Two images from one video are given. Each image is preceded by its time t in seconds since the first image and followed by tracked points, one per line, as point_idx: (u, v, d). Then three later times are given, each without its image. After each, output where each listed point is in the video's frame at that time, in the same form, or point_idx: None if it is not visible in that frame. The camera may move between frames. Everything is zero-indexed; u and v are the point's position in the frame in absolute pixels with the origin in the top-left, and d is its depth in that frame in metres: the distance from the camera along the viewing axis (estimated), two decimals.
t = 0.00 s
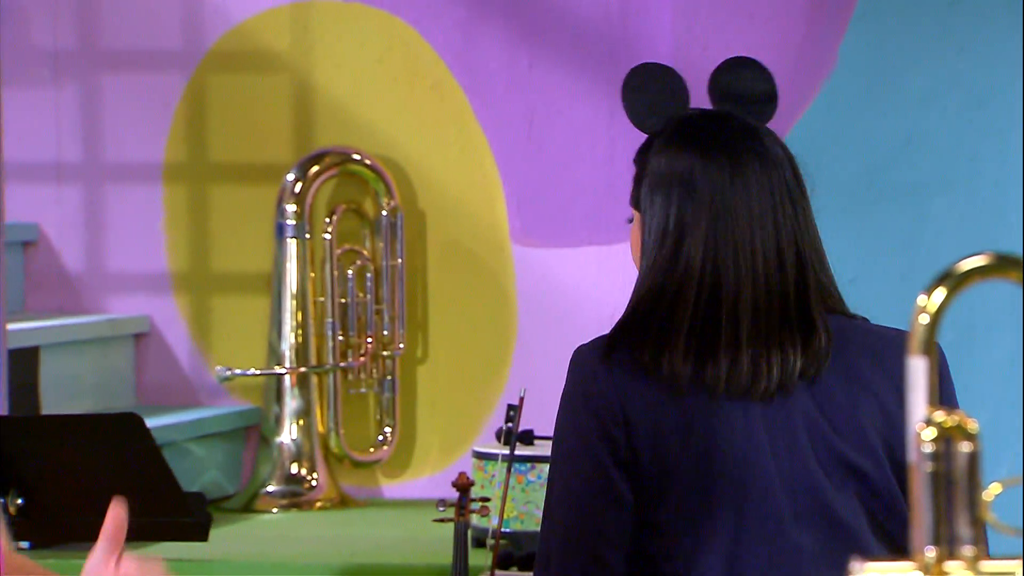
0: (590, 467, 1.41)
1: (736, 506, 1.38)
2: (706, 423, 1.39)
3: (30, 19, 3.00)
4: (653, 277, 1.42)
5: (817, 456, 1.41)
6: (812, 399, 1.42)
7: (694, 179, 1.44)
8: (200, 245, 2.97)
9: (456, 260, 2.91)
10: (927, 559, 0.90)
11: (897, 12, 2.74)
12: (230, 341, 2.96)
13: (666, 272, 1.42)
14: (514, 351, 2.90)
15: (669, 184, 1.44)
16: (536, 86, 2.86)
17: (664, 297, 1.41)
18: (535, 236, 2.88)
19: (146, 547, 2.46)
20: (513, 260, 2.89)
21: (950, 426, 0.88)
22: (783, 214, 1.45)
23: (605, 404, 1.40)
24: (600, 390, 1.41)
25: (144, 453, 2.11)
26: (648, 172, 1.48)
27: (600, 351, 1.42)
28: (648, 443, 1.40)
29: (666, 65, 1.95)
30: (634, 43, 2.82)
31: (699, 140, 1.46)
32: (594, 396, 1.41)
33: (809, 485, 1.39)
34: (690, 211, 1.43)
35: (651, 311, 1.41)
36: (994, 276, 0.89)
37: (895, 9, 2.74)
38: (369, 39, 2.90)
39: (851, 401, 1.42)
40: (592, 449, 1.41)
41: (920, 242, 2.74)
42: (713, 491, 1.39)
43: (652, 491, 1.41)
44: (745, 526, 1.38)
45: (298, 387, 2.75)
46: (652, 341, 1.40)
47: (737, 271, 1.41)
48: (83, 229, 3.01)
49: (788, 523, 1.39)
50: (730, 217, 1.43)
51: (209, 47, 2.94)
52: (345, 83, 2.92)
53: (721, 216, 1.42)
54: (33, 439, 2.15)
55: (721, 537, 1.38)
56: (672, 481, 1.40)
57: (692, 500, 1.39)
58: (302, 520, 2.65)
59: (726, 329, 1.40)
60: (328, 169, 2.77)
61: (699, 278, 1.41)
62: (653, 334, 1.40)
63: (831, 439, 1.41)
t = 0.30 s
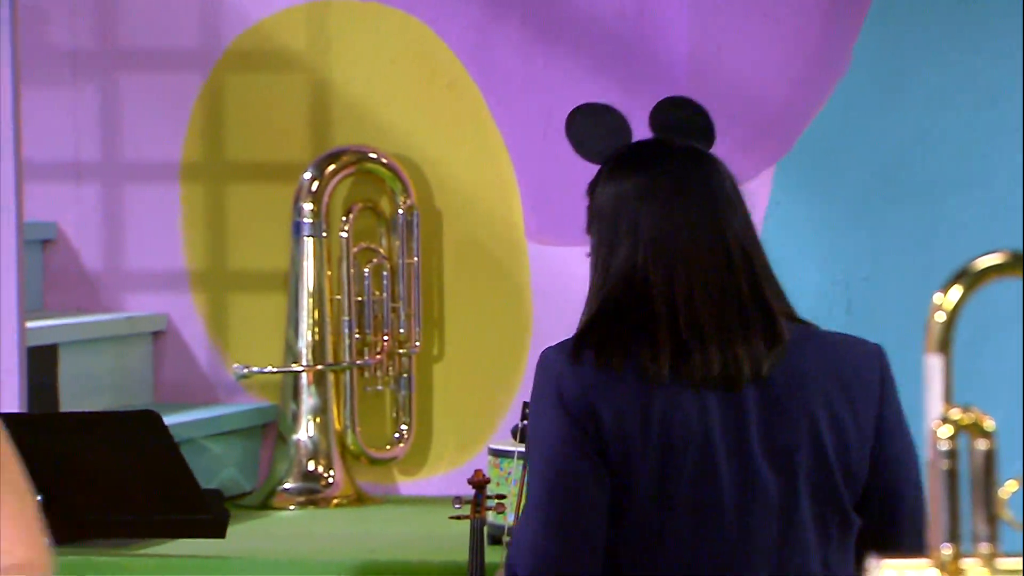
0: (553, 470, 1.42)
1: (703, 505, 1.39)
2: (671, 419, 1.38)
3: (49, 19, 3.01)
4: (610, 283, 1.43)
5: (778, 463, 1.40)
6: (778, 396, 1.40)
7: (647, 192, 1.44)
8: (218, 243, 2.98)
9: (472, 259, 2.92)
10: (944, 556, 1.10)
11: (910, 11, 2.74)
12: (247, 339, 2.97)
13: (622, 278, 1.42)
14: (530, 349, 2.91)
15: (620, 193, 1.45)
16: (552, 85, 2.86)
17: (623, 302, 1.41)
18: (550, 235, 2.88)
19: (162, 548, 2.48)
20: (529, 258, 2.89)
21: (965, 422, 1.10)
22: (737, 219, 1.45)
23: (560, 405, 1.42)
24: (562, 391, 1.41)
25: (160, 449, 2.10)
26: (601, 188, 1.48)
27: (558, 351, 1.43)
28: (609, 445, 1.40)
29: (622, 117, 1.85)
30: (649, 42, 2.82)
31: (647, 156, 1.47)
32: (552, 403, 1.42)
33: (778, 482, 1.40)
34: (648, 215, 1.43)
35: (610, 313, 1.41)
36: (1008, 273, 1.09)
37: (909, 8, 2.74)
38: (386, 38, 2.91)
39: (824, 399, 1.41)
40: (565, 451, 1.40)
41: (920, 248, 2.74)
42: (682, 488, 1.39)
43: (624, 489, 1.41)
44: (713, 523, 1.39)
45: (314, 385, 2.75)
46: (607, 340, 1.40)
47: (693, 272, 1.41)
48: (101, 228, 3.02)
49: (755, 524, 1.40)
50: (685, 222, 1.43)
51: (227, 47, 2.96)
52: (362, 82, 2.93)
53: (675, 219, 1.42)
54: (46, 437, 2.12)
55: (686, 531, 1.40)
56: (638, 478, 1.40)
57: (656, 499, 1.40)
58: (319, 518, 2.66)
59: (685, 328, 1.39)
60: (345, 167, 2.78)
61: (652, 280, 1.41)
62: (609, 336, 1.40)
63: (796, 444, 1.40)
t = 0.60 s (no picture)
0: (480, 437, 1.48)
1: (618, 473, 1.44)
2: (586, 386, 1.43)
3: (96, 18, 3.05)
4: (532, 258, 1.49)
5: (698, 428, 1.44)
6: (695, 364, 1.44)
7: (567, 169, 1.49)
8: (260, 242, 3.00)
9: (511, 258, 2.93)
10: (988, 555, 1.26)
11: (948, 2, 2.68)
12: (289, 337, 2.99)
13: (543, 254, 1.48)
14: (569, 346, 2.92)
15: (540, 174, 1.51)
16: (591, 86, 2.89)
17: (543, 275, 1.48)
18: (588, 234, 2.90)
19: (205, 545, 2.51)
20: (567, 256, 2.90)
21: (1007, 421, 1.25)
22: (663, 192, 1.50)
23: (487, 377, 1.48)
24: (495, 361, 1.48)
25: (203, 445, 1.99)
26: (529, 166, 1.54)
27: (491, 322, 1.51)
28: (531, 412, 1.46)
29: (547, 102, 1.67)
30: (688, 42, 2.85)
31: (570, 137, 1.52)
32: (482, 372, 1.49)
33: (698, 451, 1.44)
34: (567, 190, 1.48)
35: (533, 286, 1.48)
36: None
37: None
38: (427, 38, 2.93)
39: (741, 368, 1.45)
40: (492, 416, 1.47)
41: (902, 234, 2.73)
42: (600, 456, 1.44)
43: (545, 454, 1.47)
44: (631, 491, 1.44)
45: (355, 382, 2.78)
46: (528, 311, 1.47)
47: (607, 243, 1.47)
48: (145, 226, 3.05)
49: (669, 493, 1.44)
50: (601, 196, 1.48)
51: (269, 47, 2.98)
52: (403, 81, 2.94)
53: (596, 193, 1.48)
54: (87, 431, 2.03)
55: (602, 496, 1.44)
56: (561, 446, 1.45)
57: (588, 463, 1.44)
58: (360, 515, 2.68)
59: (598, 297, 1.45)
60: (385, 167, 2.79)
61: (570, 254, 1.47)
62: (532, 308, 1.47)
63: (719, 409, 1.44)
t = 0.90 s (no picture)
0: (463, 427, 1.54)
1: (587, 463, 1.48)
2: (572, 379, 1.48)
3: (159, 21, 3.08)
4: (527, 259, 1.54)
5: (675, 421, 1.47)
6: (672, 363, 1.48)
7: (563, 175, 1.54)
8: (321, 242, 3.04)
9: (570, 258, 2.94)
10: None
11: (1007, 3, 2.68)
12: (350, 336, 3.03)
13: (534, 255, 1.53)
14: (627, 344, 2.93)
15: (539, 179, 1.56)
16: (649, 84, 2.89)
17: (532, 275, 1.52)
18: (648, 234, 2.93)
19: (267, 542, 2.55)
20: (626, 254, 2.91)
21: None
22: (651, 192, 1.54)
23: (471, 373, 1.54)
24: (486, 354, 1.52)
25: (268, 444, 2.00)
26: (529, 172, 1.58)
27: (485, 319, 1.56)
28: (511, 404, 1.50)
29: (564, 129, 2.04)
30: (746, 40, 2.83)
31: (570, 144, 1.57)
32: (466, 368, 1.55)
33: (675, 447, 1.48)
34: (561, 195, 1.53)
35: (524, 285, 1.53)
36: None
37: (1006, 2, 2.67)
38: (485, 38, 2.94)
39: (717, 368, 1.49)
40: (481, 409, 1.52)
41: (915, 236, 2.74)
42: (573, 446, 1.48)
43: (522, 445, 1.52)
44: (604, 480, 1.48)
45: (414, 380, 2.80)
46: (516, 309, 1.52)
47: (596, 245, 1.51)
48: (208, 226, 3.09)
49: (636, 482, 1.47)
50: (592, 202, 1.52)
51: (328, 48, 3.00)
52: (462, 82, 2.95)
53: (584, 195, 1.52)
54: (154, 427, 2.06)
55: (580, 488, 1.49)
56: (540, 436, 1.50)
57: (572, 453, 1.48)
58: (420, 513, 2.70)
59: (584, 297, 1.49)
60: (445, 167, 2.81)
61: (561, 255, 1.52)
62: (522, 305, 1.51)
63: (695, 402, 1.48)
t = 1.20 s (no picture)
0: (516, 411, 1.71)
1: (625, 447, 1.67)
2: (633, 370, 1.66)
3: (232, 22, 3.11)
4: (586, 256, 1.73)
5: (716, 411, 1.68)
6: (708, 358, 1.68)
7: (621, 187, 1.72)
8: (391, 241, 3.05)
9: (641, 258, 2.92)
10: None
11: None
12: (420, 334, 3.05)
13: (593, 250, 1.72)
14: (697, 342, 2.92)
15: (597, 185, 1.74)
16: (720, 83, 2.87)
17: (595, 272, 1.70)
18: (719, 233, 2.89)
19: (339, 540, 2.57)
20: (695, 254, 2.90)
21: None
22: (690, 206, 1.74)
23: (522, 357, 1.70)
24: (550, 342, 1.68)
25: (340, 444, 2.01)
26: (576, 180, 1.78)
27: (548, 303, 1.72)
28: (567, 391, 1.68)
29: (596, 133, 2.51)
30: (817, 39, 2.80)
31: (619, 160, 1.75)
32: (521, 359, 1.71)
33: (712, 434, 1.68)
34: (615, 205, 1.72)
35: (584, 278, 1.70)
36: None
37: None
38: (555, 38, 2.93)
39: (749, 365, 1.70)
40: (547, 394, 1.68)
41: (982, 238, 2.75)
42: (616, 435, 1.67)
43: (575, 425, 1.70)
44: (645, 459, 1.67)
45: (484, 380, 2.82)
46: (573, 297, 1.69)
47: (653, 248, 1.70)
48: (280, 225, 3.11)
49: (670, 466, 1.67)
50: (647, 211, 1.71)
51: (400, 49, 3.02)
52: (532, 82, 2.95)
53: (638, 207, 1.71)
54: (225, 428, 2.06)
55: (628, 467, 1.68)
56: (586, 419, 1.68)
57: (625, 437, 1.67)
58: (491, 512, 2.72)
59: (642, 294, 1.68)
60: (514, 166, 2.81)
61: (617, 254, 1.70)
62: (583, 293, 1.69)
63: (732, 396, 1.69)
